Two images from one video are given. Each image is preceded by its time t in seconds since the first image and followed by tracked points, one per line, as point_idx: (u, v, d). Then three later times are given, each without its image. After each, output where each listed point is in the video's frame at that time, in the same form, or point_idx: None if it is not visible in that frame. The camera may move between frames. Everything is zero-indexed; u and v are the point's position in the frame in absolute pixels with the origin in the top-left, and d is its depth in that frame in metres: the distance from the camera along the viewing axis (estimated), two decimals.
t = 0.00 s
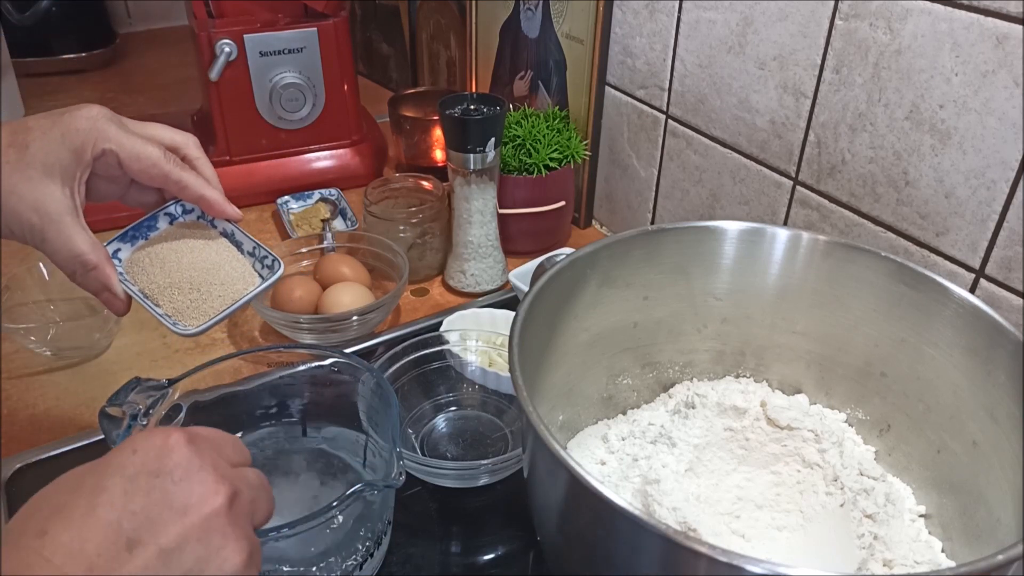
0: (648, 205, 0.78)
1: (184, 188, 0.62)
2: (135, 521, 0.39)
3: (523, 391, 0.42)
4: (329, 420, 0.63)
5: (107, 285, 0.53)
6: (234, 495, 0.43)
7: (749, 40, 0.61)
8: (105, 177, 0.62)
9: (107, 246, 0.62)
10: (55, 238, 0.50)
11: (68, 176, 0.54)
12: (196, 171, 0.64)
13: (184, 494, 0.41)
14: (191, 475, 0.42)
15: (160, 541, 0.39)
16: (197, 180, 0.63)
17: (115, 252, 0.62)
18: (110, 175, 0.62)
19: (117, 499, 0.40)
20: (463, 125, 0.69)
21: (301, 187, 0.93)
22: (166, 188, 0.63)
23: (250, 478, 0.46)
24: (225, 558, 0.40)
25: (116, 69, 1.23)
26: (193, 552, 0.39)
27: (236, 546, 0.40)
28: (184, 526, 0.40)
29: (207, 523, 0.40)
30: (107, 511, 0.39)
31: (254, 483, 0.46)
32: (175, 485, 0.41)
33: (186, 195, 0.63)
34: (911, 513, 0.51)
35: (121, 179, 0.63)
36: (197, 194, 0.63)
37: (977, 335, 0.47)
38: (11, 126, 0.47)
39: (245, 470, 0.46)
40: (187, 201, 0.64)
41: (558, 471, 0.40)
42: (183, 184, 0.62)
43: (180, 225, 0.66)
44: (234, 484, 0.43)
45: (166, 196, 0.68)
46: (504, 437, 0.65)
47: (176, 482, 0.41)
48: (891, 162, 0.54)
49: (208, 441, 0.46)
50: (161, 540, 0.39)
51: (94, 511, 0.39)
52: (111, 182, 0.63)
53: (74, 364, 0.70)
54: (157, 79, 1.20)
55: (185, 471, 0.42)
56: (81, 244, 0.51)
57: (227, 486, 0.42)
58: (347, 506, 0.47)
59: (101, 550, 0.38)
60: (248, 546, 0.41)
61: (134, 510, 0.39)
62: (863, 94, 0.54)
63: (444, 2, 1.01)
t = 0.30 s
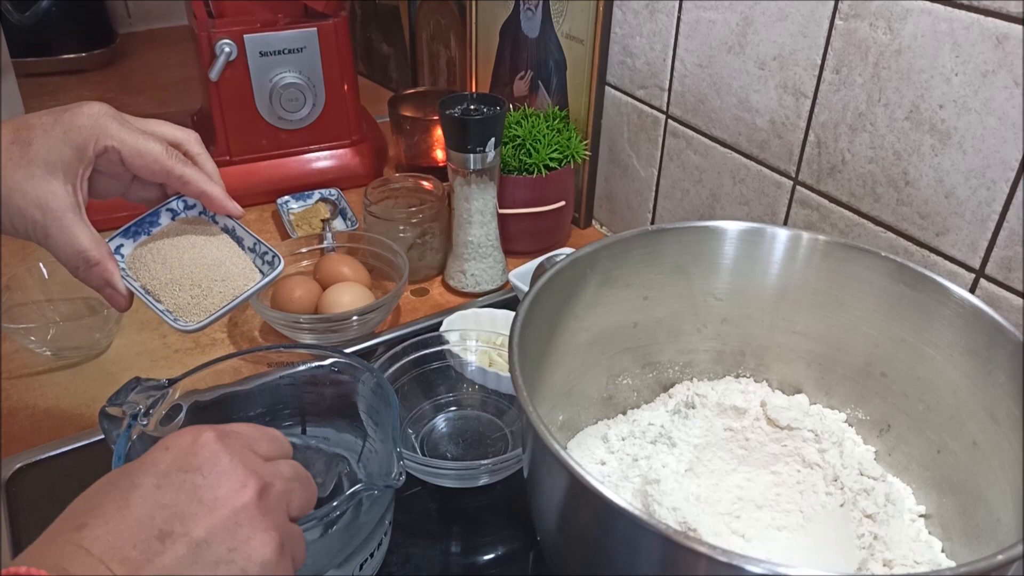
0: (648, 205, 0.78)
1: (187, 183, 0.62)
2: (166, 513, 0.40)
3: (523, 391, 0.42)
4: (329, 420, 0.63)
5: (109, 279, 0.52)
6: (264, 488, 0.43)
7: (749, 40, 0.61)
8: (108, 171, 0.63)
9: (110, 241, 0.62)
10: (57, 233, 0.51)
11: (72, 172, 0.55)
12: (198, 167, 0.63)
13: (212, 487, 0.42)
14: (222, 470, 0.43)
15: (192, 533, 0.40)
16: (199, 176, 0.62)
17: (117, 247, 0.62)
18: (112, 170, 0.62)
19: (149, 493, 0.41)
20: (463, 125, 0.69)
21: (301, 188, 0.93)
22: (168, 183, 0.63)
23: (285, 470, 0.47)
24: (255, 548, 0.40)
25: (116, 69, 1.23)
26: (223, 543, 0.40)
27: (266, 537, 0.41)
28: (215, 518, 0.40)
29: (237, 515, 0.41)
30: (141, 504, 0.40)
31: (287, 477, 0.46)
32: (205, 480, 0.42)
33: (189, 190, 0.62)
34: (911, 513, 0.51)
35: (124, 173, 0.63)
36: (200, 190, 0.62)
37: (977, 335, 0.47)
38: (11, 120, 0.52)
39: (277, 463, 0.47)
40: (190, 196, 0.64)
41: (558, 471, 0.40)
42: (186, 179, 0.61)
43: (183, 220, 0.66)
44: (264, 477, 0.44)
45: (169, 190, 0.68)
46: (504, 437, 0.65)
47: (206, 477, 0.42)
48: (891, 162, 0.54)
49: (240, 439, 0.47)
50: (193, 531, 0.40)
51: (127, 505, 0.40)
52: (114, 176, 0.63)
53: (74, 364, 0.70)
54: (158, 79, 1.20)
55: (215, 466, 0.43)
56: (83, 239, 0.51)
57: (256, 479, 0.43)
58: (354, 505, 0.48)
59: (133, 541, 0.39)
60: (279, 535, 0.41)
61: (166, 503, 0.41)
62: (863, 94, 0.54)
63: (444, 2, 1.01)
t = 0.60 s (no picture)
0: (648, 205, 0.78)
1: (192, 176, 0.62)
2: (152, 523, 0.40)
3: (523, 391, 0.42)
4: (329, 420, 0.63)
5: (115, 276, 0.52)
6: (243, 501, 0.43)
7: (749, 40, 0.61)
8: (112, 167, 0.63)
9: (114, 238, 0.62)
10: (63, 229, 0.50)
11: (77, 168, 0.55)
12: (204, 160, 0.64)
13: (194, 496, 0.41)
14: (205, 481, 0.42)
15: (175, 543, 0.40)
16: (204, 169, 0.62)
17: (122, 244, 0.62)
18: (117, 165, 0.63)
19: (135, 501, 0.40)
20: (464, 125, 0.69)
21: (301, 188, 0.93)
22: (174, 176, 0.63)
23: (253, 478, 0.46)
24: (234, 562, 0.40)
25: (116, 69, 1.23)
26: (205, 555, 0.40)
27: (246, 550, 0.41)
28: (197, 531, 0.40)
29: (220, 527, 0.41)
30: (126, 512, 0.40)
31: (261, 487, 0.46)
32: (189, 490, 0.41)
33: (193, 183, 0.63)
34: (911, 513, 0.51)
35: (130, 168, 0.64)
36: (204, 184, 0.63)
37: (977, 335, 0.47)
38: (17, 118, 0.53)
39: (252, 474, 0.46)
40: (195, 190, 0.64)
41: (558, 470, 0.40)
42: (191, 172, 0.62)
43: (185, 217, 0.66)
44: (244, 490, 0.44)
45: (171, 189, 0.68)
46: (504, 437, 0.65)
47: (190, 487, 0.42)
48: (891, 162, 0.54)
49: (220, 449, 0.46)
50: (176, 542, 0.40)
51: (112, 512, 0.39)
52: (119, 173, 0.64)
53: (74, 363, 0.70)
54: (158, 79, 1.20)
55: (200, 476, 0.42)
56: (90, 235, 0.51)
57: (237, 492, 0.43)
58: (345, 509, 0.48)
59: (118, 550, 0.38)
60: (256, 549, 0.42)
61: (151, 513, 0.40)
62: (863, 94, 0.54)
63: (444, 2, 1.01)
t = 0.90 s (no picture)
0: (648, 205, 0.78)
1: (192, 177, 0.63)
2: (206, 509, 0.40)
3: (523, 391, 0.42)
4: (329, 420, 0.63)
5: (114, 276, 0.53)
6: (300, 490, 0.44)
7: (749, 40, 0.61)
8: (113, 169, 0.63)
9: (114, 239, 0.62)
10: (65, 228, 0.50)
11: (79, 171, 0.53)
12: (203, 161, 0.65)
13: (247, 482, 0.42)
14: (258, 468, 0.43)
15: (227, 531, 0.40)
16: (204, 170, 0.63)
17: (122, 245, 0.62)
18: (118, 167, 0.62)
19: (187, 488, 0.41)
20: (464, 125, 0.69)
21: (301, 188, 0.93)
22: (174, 177, 0.64)
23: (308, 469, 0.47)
24: (286, 555, 0.41)
25: (116, 69, 1.23)
26: (258, 545, 0.40)
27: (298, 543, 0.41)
28: (252, 518, 0.41)
29: (273, 516, 0.41)
30: (180, 498, 0.40)
31: (317, 479, 0.47)
32: (245, 478, 0.42)
33: (193, 184, 0.64)
34: (910, 513, 0.51)
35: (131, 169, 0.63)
36: (203, 185, 0.63)
37: (977, 335, 0.47)
38: (20, 118, 0.49)
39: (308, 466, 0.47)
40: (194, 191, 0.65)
41: (558, 470, 0.40)
42: (191, 172, 0.63)
43: (184, 220, 0.66)
44: (300, 482, 0.44)
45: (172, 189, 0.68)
46: (504, 437, 0.65)
47: (246, 474, 0.43)
48: (891, 162, 0.54)
49: (277, 438, 0.47)
50: (230, 530, 0.40)
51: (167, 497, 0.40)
52: (119, 174, 0.63)
53: (74, 363, 0.70)
54: (157, 79, 1.20)
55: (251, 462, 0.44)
56: (91, 235, 0.51)
57: (294, 482, 0.44)
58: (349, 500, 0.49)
59: (171, 535, 0.38)
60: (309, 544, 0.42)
61: (205, 499, 0.41)
62: (863, 94, 0.54)
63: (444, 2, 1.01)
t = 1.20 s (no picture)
0: (648, 205, 0.78)
1: (190, 176, 0.63)
2: None
3: (523, 391, 0.42)
4: (329, 420, 0.63)
5: (115, 273, 0.52)
6: (283, 512, 0.42)
7: (749, 40, 0.61)
8: (112, 168, 0.63)
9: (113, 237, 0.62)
10: (65, 228, 0.50)
11: (79, 170, 0.54)
12: (203, 160, 0.64)
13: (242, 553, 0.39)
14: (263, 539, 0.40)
15: None
16: (203, 169, 0.63)
17: (121, 243, 0.62)
18: (118, 165, 0.63)
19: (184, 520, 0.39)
20: (464, 125, 0.69)
21: (302, 188, 0.93)
22: (174, 176, 0.64)
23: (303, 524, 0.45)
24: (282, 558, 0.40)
25: (116, 70, 1.23)
26: None
27: None
28: None
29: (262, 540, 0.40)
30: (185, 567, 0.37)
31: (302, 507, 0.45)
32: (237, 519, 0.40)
33: (192, 183, 0.63)
34: (911, 513, 0.51)
35: (129, 167, 0.64)
36: (202, 183, 0.63)
37: (977, 335, 0.47)
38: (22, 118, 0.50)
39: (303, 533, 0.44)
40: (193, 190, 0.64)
41: (558, 471, 0.40)
42: (190, 172, 0.62)
43: (182, 218, 0.66)
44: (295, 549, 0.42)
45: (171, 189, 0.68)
46: (504, 437, 0.65)
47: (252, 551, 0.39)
48: (891, 162, 0.54)
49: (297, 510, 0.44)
50: None
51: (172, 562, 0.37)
52: (118, 172, 0.64)
53: (74, 364, 0.70)
54: (158, 79, 1.20)
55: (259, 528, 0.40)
56: (90, 233, 0.51)
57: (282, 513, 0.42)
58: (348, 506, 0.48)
59: None
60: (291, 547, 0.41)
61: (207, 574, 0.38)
62: (863, 94, 0.54)
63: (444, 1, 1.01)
